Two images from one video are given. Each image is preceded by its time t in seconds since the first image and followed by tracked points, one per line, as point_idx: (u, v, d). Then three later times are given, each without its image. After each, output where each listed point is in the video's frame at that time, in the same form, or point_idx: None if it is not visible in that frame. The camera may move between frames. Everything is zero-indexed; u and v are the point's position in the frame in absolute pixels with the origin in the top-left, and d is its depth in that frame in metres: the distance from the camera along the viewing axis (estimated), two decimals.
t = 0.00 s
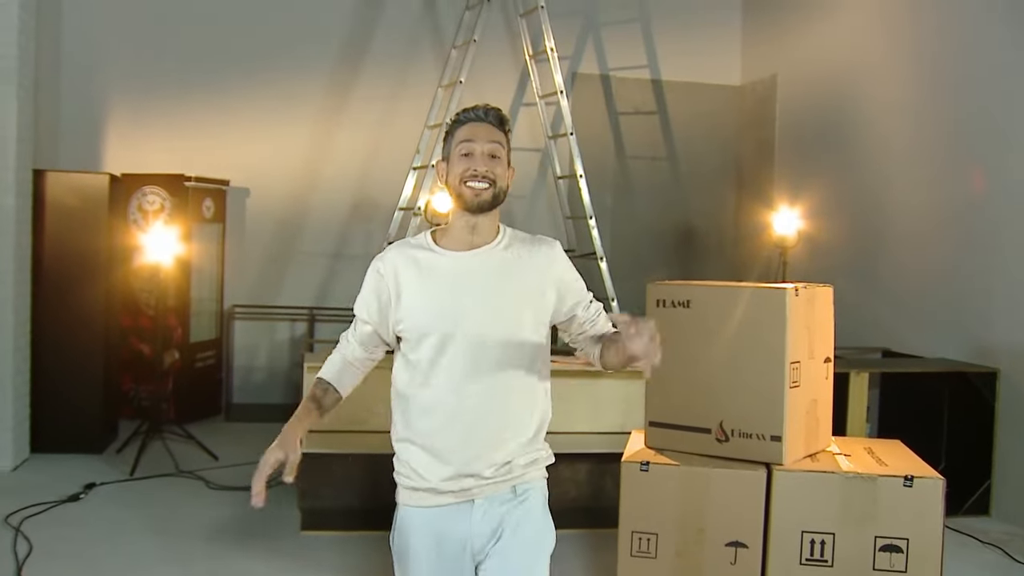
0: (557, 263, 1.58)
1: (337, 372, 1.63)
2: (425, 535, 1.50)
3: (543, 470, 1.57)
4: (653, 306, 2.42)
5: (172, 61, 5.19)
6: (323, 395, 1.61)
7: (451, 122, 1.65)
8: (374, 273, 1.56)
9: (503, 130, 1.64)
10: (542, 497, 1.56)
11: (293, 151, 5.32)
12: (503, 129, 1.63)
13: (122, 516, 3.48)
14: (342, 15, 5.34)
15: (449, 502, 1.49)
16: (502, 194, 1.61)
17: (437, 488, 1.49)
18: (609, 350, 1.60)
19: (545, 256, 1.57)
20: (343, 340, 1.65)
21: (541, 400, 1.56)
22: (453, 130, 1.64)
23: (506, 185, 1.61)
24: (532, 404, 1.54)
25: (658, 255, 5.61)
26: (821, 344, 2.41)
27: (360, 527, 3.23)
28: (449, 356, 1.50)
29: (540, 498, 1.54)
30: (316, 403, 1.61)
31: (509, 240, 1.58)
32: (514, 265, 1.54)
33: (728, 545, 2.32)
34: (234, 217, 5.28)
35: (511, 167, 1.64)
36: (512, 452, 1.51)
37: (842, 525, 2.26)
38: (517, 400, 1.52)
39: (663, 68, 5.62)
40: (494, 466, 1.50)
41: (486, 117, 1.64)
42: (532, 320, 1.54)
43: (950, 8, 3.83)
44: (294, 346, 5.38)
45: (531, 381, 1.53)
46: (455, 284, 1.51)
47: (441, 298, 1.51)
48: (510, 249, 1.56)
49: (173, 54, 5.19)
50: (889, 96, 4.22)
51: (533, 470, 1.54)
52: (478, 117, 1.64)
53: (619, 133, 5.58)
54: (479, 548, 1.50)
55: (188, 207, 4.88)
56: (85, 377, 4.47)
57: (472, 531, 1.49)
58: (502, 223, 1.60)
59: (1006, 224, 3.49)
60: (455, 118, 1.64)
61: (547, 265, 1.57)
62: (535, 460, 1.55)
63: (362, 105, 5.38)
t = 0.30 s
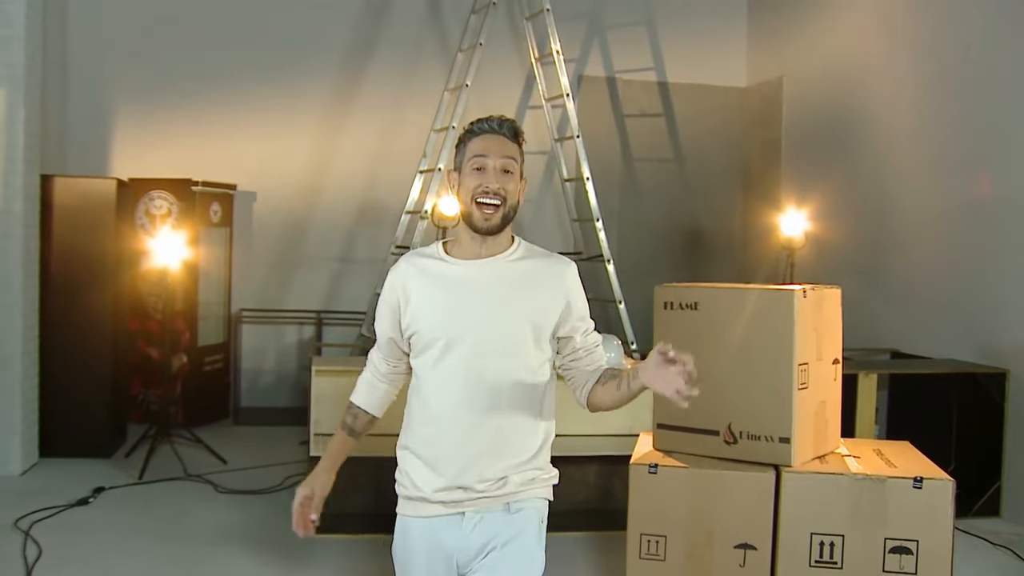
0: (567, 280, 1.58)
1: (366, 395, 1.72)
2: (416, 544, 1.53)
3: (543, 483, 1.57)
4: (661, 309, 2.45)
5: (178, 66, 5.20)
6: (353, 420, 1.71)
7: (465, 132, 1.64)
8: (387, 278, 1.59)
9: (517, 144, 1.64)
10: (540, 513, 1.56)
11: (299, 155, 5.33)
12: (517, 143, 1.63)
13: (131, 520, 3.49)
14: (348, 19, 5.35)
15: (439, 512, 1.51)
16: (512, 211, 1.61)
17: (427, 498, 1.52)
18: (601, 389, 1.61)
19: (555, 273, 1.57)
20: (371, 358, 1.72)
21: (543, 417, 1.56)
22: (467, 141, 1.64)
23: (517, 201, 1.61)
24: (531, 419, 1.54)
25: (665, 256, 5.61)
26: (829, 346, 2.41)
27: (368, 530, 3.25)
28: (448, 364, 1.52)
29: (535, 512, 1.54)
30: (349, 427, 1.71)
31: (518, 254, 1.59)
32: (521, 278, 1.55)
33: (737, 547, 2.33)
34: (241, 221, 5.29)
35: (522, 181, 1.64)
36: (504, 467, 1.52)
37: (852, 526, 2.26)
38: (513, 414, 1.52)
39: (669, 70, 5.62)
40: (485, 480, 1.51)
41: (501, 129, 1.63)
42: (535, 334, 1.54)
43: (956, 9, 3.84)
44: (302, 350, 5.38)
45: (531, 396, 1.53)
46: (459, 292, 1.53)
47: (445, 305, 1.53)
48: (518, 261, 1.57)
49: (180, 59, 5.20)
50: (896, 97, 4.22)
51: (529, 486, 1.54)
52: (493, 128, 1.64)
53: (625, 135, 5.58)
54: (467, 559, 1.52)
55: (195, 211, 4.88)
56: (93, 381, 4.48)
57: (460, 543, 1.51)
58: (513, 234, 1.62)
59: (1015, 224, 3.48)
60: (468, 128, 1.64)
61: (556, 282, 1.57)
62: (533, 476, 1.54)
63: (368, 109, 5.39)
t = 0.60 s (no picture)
0: (570, 281, 1.53)
1: (381, 410, 1.68)
2: (422, 556, 1.52)
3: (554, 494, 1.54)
4: (671, 308, 2.44)
5: (186, 68, 5.21)
6: (372, 438, 1.67)
7: (480, 126, 1.59)
8: (392, 282, 1.57)
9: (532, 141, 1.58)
10: (550, 524, 1.54)
11: (308, 157, 5.34)
12: (532, 140, 1.58)
13: (143, 521, 3.50)
14: (356, 20, 5.35)
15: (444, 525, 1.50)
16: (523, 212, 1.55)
17: (432, 511, 1.50)
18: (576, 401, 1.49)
19: (560, 276, 1.53)
20: (380, 370, 1.68)
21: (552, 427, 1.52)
22: (482, 135, 1.58)
23: (529, 201, 1.55)
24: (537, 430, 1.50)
25: (674, 256, 5.60)
26: (839, 344, 2.40)
27: (378, 531, 3.27)
28: (450, 374, 1.50)
29: (542, 524, 1.51)
30: (368, 445, 1.67)
31: (524, 261, 1.54)
32: (522, 283, 1.51)
33: (749, 546, 2.32)
34: (250, 223, 5.30)
35: (535, 180, 1.58)
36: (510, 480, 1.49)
37: (863, 525, 2.25)
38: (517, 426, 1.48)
39: (677, 68, 5.62)
40: (488, 492, 1.48)
41: (518, 128, 1.58)
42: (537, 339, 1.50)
43: (964, 6, 3.83)
44: (311, 351, 5.39)
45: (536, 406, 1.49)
46: (461, 300, 1.50)
47: (446, 313, 1.50)
48: (523, 265, 1.53)
49: (188, 61, 5.21)
50: (905, 95, 4.20)
51: (536, 498, 1.50)
52: (509, 124, 1.58)
53: (634, 134, 5.57)
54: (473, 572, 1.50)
55: (204, 213, 4.88)
56: (104, 383, 4.49)
57: (466, 557, 1.49)
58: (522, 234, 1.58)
59: None
60: (484, 123, 1.59)
61: (558, 285, 1.52)
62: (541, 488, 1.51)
63: (377, 110, 5.39)
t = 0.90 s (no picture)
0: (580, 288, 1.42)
1: (380, 415, 1.59)
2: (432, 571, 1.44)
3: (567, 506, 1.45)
4: (685, 309, 2.45)
5: (199, 71, 5.22)
6: (372, 445, 1.58)
7: (478, 129, 1.45)
8: (395, 288, 1.47)
9: (536, 145, 1.45)
10: (563, 533, 1.44)
11: (320, 159, 5.35)
12: (536, 144, 1.44)
13: (159, 524, 3.51)
14: (368, 22, 5.36)
15: (451, 542, 1.41)
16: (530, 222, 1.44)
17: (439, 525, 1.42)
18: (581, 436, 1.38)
19: (569, 284, 1.42)
20: (378, 373, 1.58)
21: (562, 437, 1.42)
22: (479, 139, 1.45)
23: (535, 210, 1.44)
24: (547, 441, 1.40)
25: (687, 256, 5.59)
26: (854, 343, 2.40)
27: (393, 533, 3.27)
28: (452, 390, 1.40)
29: (556, 535, 1.43)
30: (368, 452, 1.58)
31: (532, 269, 1.42)
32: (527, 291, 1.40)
33: (764, 547, 2.32)
34: (264, 225, 5.31)
35: (541, 186, 1.46)
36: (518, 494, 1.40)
37: (879, 526, 2.24)
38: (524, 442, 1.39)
39: (689, 68, 5.61)
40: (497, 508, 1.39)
41: (520, 129, 1.44)
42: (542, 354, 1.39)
43: (979, 4, 3.80)
44: (325, 353, 5.40)
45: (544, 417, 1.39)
46: (461, 311, 1.40)
47: (447, 325, 1.40)
48: (529, 273, 1.41)
49: (201, 64, 5.22)
50: (919, 94, 4.19)
51: (548, 513, 1.42)
52: (510, 126, 1.44)
53: (646, 134, 5.57)
54: None
55: (217, 217, 4.89)
56: (118, 386, 4.51)
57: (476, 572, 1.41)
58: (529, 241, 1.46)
59: None
60: (482, 125, 1.45)
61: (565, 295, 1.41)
62: (552, 502, 1.42)
63: (389, 112, 5.40)
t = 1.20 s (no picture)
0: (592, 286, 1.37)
1: (368, 413, 1.49)
2: None
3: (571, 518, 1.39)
4: (696, 311, 2.44)
5: (209, 76, 5.24)
6: (358, 444, 1.48)
7: (495, 114, 1.43)
8: (395, 284, 1.40)
9: (553, 128, 1.42)
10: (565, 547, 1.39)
11: (330, 163, 5.36)
12: (553, 128, 1.41)
13: (170, 527, 3.52)
14: (377, 26, 5.37)
15: (451, 554, 1.36)
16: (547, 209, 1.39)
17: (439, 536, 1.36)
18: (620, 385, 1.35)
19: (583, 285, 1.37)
20: (370, 369, 1.49)
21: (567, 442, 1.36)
22: (494, 124, 1.42)
23: (552, 196, 1.39)
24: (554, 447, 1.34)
25: (698, 257, 5.59)
26: (866, 345, 2.39)
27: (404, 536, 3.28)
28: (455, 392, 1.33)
29: (560, 549, 1.37)
30: (352, 451, 1.48)
31: (544, 266, 1.37)
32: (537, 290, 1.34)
33: (776, 549, 2.32)
34: (274, 229, 5.32)
35: (558, 172, 1.42)
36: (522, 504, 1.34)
37: (892, 528, 2.24)
38: (531, 448, 1.32)
39: (698, 70, 5.60)
40: (501, 518, 1.33)
41: (537, 113, 1.41)
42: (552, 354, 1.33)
43: (989, 5, 3.79)
44: (335, 357, 5.41)
45: (552, 422, 1.33)
46: (469, 309, 1.33)
47: (451, 323, 1.34)
48: (540, 271, 1.36)
49: (211, 68, 5.24)
50: (929, 95, 4.17)
51: (553, 526, 1.36)
52: (527, 109, 1.41)
53: (656, 136, 5.57)
54: None
55: (228, 221, 4.90)
56: (130, 390, 4.52)
57: None
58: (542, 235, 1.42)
59: None
60: (498, 110, 1.42)
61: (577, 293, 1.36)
62: (556, 514, 1.37)
63: (398, 115, 5.40)
